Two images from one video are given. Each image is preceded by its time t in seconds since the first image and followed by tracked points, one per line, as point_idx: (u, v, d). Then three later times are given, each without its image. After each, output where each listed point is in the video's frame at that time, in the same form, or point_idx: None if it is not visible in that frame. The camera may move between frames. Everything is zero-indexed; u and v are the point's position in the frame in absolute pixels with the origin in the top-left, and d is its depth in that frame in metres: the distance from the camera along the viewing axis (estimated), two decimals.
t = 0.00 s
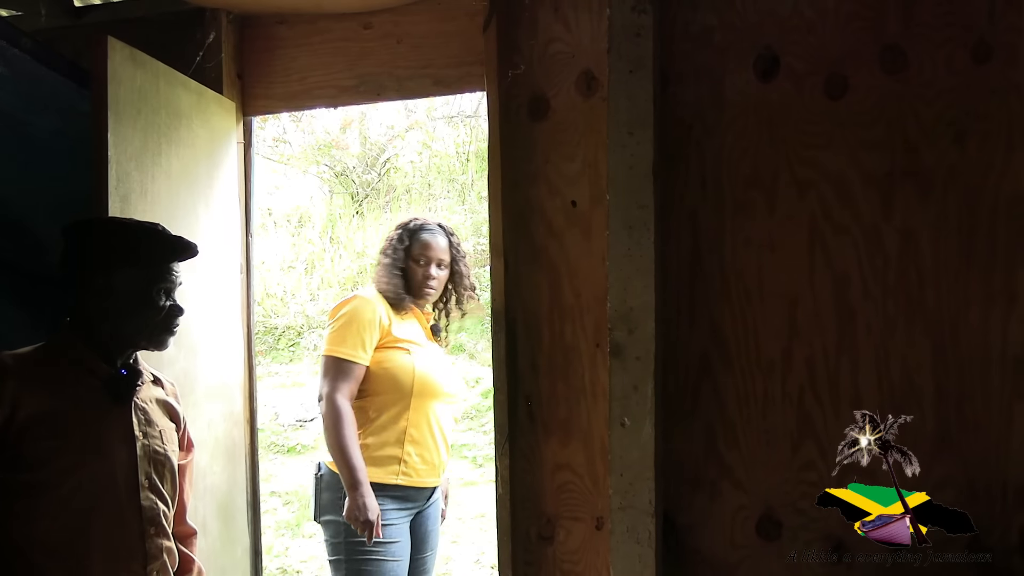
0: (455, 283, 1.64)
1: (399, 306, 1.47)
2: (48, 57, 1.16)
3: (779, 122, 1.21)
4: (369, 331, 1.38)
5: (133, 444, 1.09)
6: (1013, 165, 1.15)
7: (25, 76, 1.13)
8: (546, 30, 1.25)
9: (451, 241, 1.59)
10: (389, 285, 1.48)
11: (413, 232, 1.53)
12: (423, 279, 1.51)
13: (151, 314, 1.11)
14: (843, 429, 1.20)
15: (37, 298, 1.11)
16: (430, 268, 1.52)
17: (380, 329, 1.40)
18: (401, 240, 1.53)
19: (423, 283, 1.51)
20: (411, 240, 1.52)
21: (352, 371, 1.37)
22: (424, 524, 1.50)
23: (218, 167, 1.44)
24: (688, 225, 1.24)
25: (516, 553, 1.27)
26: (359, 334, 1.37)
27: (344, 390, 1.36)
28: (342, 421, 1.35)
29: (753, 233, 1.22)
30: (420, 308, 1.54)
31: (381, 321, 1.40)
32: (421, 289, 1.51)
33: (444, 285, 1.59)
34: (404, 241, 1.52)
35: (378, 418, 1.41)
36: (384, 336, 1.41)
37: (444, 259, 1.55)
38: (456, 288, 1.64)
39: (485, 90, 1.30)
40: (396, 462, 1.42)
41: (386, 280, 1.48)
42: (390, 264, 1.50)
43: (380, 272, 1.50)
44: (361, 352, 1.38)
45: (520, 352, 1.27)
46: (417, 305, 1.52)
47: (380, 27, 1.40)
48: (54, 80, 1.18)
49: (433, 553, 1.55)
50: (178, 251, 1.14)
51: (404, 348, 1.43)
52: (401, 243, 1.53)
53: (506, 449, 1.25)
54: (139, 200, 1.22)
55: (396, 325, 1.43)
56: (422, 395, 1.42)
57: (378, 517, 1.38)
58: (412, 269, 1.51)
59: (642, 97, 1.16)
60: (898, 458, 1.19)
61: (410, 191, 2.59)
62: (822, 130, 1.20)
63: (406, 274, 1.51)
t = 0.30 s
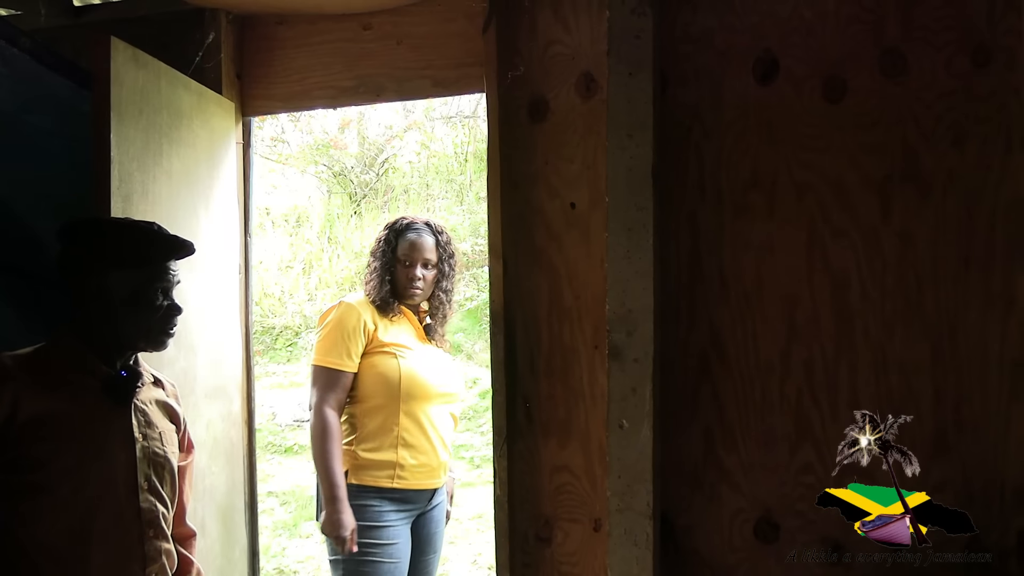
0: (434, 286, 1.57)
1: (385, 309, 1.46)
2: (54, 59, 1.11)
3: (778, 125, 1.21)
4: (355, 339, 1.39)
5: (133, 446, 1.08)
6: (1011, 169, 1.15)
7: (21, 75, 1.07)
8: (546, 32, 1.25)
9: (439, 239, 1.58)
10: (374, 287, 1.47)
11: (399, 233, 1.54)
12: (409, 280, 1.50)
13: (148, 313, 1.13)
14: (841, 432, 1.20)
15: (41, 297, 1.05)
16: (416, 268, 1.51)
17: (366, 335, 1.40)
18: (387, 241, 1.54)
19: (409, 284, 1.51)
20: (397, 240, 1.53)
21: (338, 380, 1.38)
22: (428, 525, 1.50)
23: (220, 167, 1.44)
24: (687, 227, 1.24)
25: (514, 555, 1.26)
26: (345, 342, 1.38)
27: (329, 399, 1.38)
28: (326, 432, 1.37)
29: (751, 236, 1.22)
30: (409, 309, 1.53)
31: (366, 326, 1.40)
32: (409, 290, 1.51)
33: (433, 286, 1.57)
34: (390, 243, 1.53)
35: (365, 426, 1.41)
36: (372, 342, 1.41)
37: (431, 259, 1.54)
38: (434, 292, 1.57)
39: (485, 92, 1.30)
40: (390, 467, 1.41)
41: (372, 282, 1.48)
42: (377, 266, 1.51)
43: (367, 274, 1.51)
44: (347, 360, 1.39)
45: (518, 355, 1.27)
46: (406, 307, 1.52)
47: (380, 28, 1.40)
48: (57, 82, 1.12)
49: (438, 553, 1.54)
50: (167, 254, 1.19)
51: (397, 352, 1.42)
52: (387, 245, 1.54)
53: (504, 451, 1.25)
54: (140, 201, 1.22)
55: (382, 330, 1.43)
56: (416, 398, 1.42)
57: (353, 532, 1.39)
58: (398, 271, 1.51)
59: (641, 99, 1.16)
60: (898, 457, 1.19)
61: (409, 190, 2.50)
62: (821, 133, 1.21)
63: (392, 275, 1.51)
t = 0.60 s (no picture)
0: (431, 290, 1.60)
1: (378, 313, 1.45)
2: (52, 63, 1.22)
3: (771, 130, 1.22)
4: (345, 343, 1.39)
5: (121, 449, 1.08)
6: (1001, 176, 1.16)
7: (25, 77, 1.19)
8: (539, 36, 1.25)
9: (433, 243, 1.58)
10: (367, 291, 1.47)
11: (392, 236, 1.53)
12: (402, 284, 1.50)
13: (139, 314, 1.12)
14: (832, 437, 1.21)
15: (36, 300, 1.08)
16: (409, 273, 1.50)
17: (358, 338, 1.41)
18: (380, 245, 1.53)
19: (405, 287, 1.50)
20: (392, 243, 1.52)
21: (327, 384, 1.39)
22: (420, 529, 1.50)
23: (212, 168, 1.44)
24: (679, 231, 1.24)
25: (505, 558, 1.27)
26: (335, 346, 1.39)
27: (317, 402, 1.39)
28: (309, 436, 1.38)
29: (743, 241, 1.23)
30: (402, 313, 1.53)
31: (358, 330, 1.41)
32: (402, 294, 1.50)
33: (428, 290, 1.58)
34: (384, 246, 1.53)
35: (353, 430, 1.41)
36: (364, 346, 1.42)
37: (425, 263, 1.54)
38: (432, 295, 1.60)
39: (478, 95, 1.30)
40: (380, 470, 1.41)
41: (365, 287, 1.48)
42: (370, 270, 1.50)
43: (360, 278, 1.51)
44: (337, 364, 1.39)
45: (510, 357, 1.27)
46: (399, 310, 1.51)
47: (373, 30, 1.40)
48: (48, 81, 1.21)
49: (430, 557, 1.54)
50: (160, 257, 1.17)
51: (389, 355, 1.42)
52: (380, 248, 1.53)
53: (495, 454, 1.25)
54: (133, 202, 1.22)
55: (374, 334, 1.43)
56: (408, 401, 1.42)
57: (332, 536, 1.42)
58: (392, 275, 1.50)
59: (635, 104, 1.16)
60: (898, 457, 1.19)
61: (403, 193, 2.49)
62: (814, 139, 1.21)
63: (385, 279, 1.50)
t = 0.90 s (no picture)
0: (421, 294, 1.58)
1: (366, 320, 1.46)
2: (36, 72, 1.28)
3: (756, 131, 1.22)
4: (327, 349, 1.41)
5: (109, 458, 1.07)
6: (984, 174, 1.17)
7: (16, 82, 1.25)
8: (525, 39, 1.25)
9: (424, 246, 1.58)
10: (355, 297, 1.48)
11: (380, 240, 1.54)
12: (392, 289, 1.51)
13: (124, 323, 1.12)
14: (820, 435, 1.21)
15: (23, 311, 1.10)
16: (399, 277, 1.51)
17: (341, 346, 1.42)
18: (369, 249, 1.54)
19: (394, 293, 1.51)
20: (382, 247, 1.53)
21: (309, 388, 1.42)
22: (411, 534, 1.49)
23: (199, 174, 1.44)
24: (666, 232, 1.25)
25: (496, 560, 1.27)
26: (317, 353, 1.41)
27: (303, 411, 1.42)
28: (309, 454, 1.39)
29: (730, 241, 1.23)
30: (391, 318, 1.52)
31: (340, 338, 1.42)
32: (391, 299, 1.51)
33: (419, 293, 1.57)
34: (374, 250, 1.53)
35: (337, 436, 1.43)
36: (346, 354, 1.43)
37: (414, 267, 1.54)
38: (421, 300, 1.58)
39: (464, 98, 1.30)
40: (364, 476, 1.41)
41: (352, 292, 1.49)
42: (358, 275, 1.51)
43: (349, 283, 1.52)
44: (318, 370, 1.42)
45: (500, 359, 1.27)
46: (388, 316, 1.52)
47: (359, 35, 1.40)
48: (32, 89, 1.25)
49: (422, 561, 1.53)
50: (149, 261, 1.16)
51: (374, 361, 1.43)
52: (369, 253, 1.54)
53: (485, 457, 1.25)
54: (119, 209, 1.21)
55: (359, 341, 1.43)
56: (393, 406, 1.42)
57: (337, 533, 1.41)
58: (381, 280, 1.51)
59: (620, 107, 1.16)
60: (898, 457, 1.19)
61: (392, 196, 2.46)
62: (799, 139, 1.22)
63: (374, 284, 1.51)
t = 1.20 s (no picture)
0: (393, 297, 1.59)
1: (335, 325, 1.48)
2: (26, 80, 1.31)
3: (733, 133, 1.23)
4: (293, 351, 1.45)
5: (80, 459, 1.07)
6: (956, 177, 1.19)
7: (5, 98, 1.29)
8: (503, 41, 1.26)
9: (394, 247, 1.56)
10: (324, 301, 1.49)
11: (350, 242, 1.53)
12: (363, 293, 1.51)
13: (92, 324, 1.09)
14: (795, 436, 1.23)
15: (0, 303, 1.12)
16: (370, 281, 1.50)
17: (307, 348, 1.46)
18: (337, 251, 1.53)
19: (363, 297, 1.51)
20: (351, 251, 1.52)
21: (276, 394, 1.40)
22: (387, 542, 1.50)
23: (176, 173, 1.43)
24: (643, 234, 1.25)
25: (474, 561, 1.27)
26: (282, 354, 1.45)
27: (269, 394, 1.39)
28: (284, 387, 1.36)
29: (706, 243, 1.24)
30: (361, 322, 1.54)
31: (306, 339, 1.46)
32: (362, 303, 1.51)
33: (391, 296, 1.58)
34: (343, 253, 1.53)
35: (308, 446, 1.42)
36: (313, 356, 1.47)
37: (386, 269, 1.53)
38: (393, 304, 1.59)
39: (443, 100, 1.30)
40: (336, 487, 1.40)
41: (320, 296, 1.50)
42: (327, 278, 1.52)
43: (317, 287, 1.53)
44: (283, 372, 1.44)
45: (478, 360, 1.27)
46: (357, 320, 1.53)
47: (337, 35, 1.40)
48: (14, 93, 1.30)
49: (399, 569, 1.54)
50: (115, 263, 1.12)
51: (344, 367, 1.43)
52: (338, 255, 1.53)
53: (463, 458, 1.25)
54: (94, 210, 1.20)
55: (327, 345, 1.45)
56: (365, 413, 1.42)
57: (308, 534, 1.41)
58: (351, 283, 1.51)
59: (598, 109, 1.17)
60: (898, 457, 1.20)
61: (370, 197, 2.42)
62: (776, 142, 1.23)
63: (343, 288, 1.51)
